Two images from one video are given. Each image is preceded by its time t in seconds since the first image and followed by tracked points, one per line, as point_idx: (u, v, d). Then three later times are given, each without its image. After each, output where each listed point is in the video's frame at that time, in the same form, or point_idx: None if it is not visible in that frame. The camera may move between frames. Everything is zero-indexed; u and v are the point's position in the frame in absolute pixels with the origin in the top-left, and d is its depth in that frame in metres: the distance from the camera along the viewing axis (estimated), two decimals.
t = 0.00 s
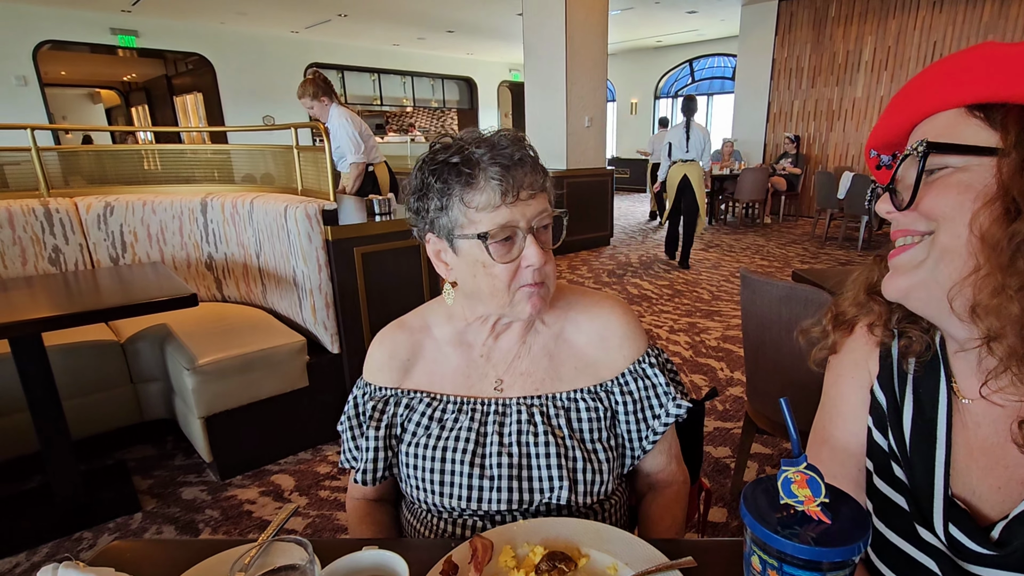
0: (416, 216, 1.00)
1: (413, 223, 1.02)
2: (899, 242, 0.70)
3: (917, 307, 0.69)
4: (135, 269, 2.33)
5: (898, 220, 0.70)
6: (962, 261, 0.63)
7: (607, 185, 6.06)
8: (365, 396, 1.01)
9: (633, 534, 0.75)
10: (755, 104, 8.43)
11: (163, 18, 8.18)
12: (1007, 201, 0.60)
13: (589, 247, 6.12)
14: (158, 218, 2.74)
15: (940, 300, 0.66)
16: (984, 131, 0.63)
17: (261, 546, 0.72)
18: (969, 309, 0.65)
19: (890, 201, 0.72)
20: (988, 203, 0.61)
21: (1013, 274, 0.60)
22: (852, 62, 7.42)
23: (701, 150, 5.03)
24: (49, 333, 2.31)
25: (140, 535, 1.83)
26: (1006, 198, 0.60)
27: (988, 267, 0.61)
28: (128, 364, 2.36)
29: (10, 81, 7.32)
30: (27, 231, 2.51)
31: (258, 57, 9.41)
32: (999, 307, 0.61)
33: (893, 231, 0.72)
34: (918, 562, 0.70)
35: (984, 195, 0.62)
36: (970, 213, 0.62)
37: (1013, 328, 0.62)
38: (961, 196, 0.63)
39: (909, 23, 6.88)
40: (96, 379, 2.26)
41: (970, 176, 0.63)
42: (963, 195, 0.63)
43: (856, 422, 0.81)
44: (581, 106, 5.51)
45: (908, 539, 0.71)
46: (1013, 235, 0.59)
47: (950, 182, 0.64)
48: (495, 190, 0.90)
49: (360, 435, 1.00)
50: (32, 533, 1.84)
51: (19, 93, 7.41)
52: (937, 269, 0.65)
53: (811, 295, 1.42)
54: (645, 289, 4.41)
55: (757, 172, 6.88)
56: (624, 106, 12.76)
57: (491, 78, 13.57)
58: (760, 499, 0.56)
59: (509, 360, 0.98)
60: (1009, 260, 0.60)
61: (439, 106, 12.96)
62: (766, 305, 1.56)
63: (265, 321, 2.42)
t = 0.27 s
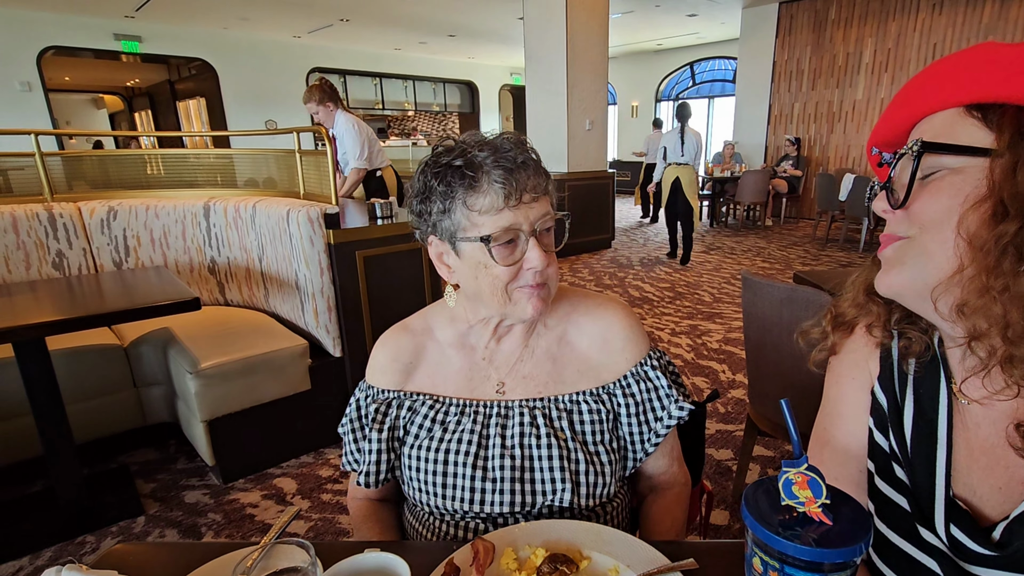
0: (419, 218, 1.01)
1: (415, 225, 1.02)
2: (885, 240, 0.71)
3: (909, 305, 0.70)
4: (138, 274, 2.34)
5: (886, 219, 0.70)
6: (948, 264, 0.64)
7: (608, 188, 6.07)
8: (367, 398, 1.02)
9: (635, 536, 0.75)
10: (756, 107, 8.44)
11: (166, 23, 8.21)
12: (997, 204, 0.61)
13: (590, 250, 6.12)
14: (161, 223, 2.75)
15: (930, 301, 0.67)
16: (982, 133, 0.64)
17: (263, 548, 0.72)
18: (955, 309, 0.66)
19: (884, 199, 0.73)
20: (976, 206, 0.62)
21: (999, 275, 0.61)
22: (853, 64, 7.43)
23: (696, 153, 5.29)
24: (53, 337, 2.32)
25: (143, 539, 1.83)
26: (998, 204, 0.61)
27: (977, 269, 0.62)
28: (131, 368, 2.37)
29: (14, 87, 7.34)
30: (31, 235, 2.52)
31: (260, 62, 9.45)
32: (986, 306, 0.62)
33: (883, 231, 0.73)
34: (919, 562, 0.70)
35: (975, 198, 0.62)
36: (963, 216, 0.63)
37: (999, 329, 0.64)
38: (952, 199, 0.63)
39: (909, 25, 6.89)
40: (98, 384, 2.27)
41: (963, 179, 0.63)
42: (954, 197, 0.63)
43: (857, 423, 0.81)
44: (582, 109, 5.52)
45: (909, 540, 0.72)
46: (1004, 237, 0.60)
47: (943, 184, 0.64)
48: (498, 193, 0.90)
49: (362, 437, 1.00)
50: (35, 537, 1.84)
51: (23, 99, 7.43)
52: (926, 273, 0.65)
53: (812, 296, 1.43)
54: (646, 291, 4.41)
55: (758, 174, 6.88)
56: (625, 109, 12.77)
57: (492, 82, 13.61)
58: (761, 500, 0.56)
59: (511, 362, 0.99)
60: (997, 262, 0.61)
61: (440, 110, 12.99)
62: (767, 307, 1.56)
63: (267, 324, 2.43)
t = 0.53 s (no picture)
0: (417, 221, 1.01)
1: (414, 228, 1.03)
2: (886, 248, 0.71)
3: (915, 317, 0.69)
4: (140, 277, 2.35)
5: (885, 230, 0.70)
6: (947, 274, 0.64)
7: (609, 191, 6.08)
8: (368, 401, 1.02)
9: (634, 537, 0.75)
10: (757, 109, 8.44)
11: (168, 28, 8.26)
12: (989, 212, 0.61)
13: (592, 252, 6.12)
14: (163, 226, 2.77)
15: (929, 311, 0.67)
16: (968, 141, 0.63)
17: (264, 550, 0.72)
18: (956, 319, 0.66)
19: (876, 211, 0.73)
20: (970, 213, 0.62)
21: (996, 283, 0.61)
22: (853, 66, 7.43)
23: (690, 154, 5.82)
24: (56, 341, 2.33)
25: (145, 542, 1.84)
26: (989, 210, 0.61)
27: (973, 277, 0.62)
28: (133, 371, 2.37)
29: (17, 92, 7.40)
30: (34, 240, 2.53)
31: (262, 66, 9.49)
32: (986, 313, 0.63)
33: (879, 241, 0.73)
34: (918, 563, 0.70)
35: (968, 207, 0.62)
36: (956, 223, 0.63)
37: (1000, 336, 0.64)
38: (945, 208, 0.63)
39: (909, 27, 6.89)
40: (101, 387, 2.27)
41: (952, 187, 0.63)
42: (947, 206, 0.63)
43: (856, 425, 0.82)
44: (582, 112, 5.53)
45: (908, 541, 0.72)
46: (998, 244, 0.60)
47: (934, 193, 0.64)
48: (496, 196, 0.91)
49: (362, 440, 1.01)
50: (37, 540, 1.85)
51: (27, 104, 7.49)
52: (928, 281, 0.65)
53: (811, 298, 1.43)
54: (647, 294, 4.41)
55: (759, 176, 6.88)
56: (626, 112, 12.79)
57: (493, 85, 13.64)
58: (760, 502, 0.56)
59: (511, 365, 0.99)
60: (993, 270, 0.61)
61: (441, 113, 13.02)
62: (767, 309, 1.56)
63: (268, 328, 2.44)
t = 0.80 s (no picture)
0: (418, 224, 1.01)
1: (414, 231, 1.03)
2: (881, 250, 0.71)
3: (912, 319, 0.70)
4: (142, 281, 2.36)
5: (881, 230, 0.70)
6: (943, 277, 0.64)
7: (610, 193, 6.08)
8: (368, 405, 1.02)
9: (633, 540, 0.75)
10: (758, 111, 8.45)
11: (169, 33, 8.29)
12: (985, 215, 0.61)
13: (593, 254, 6.13)
14: (165, 230, 2.78)
15: (926, 312, 0.68)
16: (965, 143, 0.64)
17: (265, 554, 0.73)
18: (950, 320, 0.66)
19: (873, 210, 0.73)
20: (967, 216, 0.62)
21: (990, 286, 0.61)
22: (854, 67, 7.44)
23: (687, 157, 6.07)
24: (58, 345, 2.34)
25: (147, 546, 1.84)
26: (986, 212, 0.61)
27: (965, 278, 0.62)
28: (135, 375, 2.38)
29: (20, 97, 7.43)
30: (36, 244, 2.54)
31: (263, 70, 9.52)
32: (983, 318, 0.63)
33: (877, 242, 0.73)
34: (917, 565, 0.70)
35: (965, 209, 0.63)
36: (952, 226, 0.63)
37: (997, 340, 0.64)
38: (941, 211, 0.64)
39: (909, 28, 6.90)
40: (102, 391, 2.28)
41: (950, 189, 0.64)
42: (944, 209, 0.64)
43: (855, 427, 0.82)
44: (583, 115, 5.54)
45: (907, 543, 0.72)
46: (993, 248, 0.60)
47: (932, 195, 0.65)
48: (495, 198, 0.91)
49: (362, 443, 1.01)
50: (39, 544, 1.85)
51: (29, 109, 7.52)
52: (928, 286, 0.66)
53: (812, 299, 1.43)
54: (648, 296, 4.41)
55: (759, 178, 6.88)
56: (626, 114, 12.81)
57: (493, 88, 13.66)
58: (759, 503, 0.56)
59: (511, 367, 0.99)
60: (987, 273, 0.61)
61: (442, 116, 13.05)
62: (768, 311, 1.56)
63: (269, 331, 2.44)
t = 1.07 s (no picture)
0: (420, 228, 1.01)
1: (417, 235, 1.03)
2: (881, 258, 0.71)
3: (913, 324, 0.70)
4: (142, 285, 2.36)
5: (881, 236, 0.71)
6: (943, 282, 0.65)
7: (610, 195, 6.09)
8: (370, 409, 1.02)
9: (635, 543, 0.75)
10: (757, 113, 8.46)
11: (169, 36, 8.30)
12: (986, 219, 0.62)
13: (593, 256, 6.13)
14: (165, 234, 2.78)
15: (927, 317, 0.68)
16: (963, 147, 0.64)
17: (266, 558, 0.73)
18: (953, 326, 0.67)
19: (872, 216, 0.73)
20: (968, 220, 0.62)
21: (991, 291, 0.62)
22: (853, 69, 7.44)
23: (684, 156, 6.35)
24: (59, 349, 2.34)
25: (147, 549, 1.84)
26: (985, 217, 0.62)
27: (969, 284, 0.63)
28: (135, 379, 2.38)
29: (20, 101, 7.45)
30: (37, 248, 2.54)
31: (263, 74, 9.54)
32: (984, 322, 0.63)
33: (877, 247, 0.73)
34: (919, 566, 0.70)
35: (965, 213, 0.63)
36: (952, 230, 0.63)
37: (998, 343, 0.64)
38: (942, 215, 0.64)
39: (908, 30, 6.91)
40: (103, 394, 2.28)
41: (949, 193, 0.64)
42: (944, 213, 0.64)
43: (856, 429, 0.82)
44: (583, 117, 5.54)
45: (909, 544, 0.71)
46: (993, 252, 0.60)
47: (931, 199, 0.65)
48: (498, 202, 0.91)
49: (365, 447, 1.01)
50: (39, 548, 1.85)
51: (29, 113, 7.54)
52: (928, 291, 0.66)
53: (812, 301, 1.43)
54: (648, 298, 4.41)
55: (759, 180, 6.88)
56: (626, 116, 12.82)
57: (493, 91, 13.68)
58: (760, 505, 0.56)
59: (514, 372, 0.99)
60: (988, 278, 0.61)
61: (442, 119, 13.07)
62: (769, 313, 1.56)
63: (270, 334, 2.44)
